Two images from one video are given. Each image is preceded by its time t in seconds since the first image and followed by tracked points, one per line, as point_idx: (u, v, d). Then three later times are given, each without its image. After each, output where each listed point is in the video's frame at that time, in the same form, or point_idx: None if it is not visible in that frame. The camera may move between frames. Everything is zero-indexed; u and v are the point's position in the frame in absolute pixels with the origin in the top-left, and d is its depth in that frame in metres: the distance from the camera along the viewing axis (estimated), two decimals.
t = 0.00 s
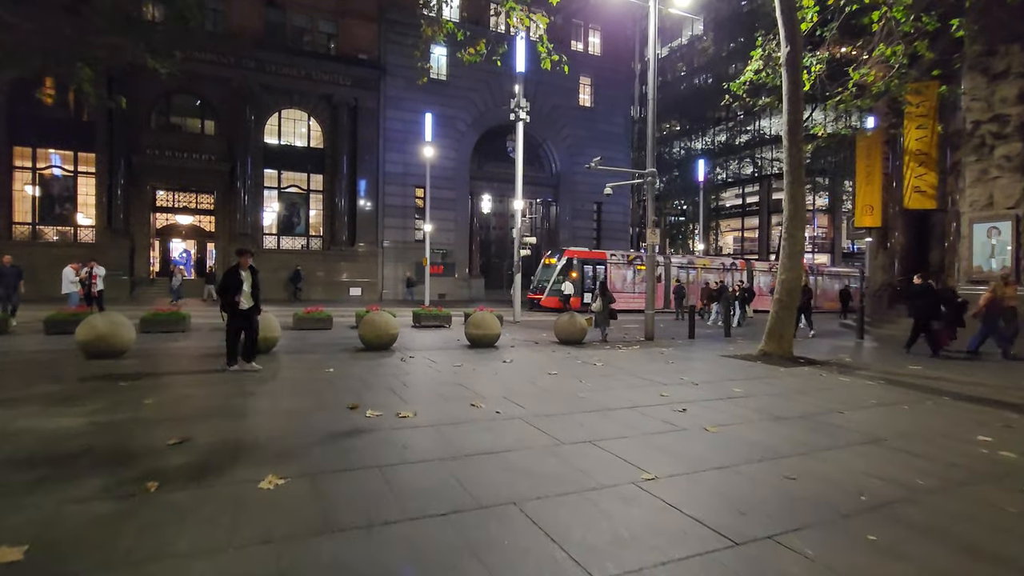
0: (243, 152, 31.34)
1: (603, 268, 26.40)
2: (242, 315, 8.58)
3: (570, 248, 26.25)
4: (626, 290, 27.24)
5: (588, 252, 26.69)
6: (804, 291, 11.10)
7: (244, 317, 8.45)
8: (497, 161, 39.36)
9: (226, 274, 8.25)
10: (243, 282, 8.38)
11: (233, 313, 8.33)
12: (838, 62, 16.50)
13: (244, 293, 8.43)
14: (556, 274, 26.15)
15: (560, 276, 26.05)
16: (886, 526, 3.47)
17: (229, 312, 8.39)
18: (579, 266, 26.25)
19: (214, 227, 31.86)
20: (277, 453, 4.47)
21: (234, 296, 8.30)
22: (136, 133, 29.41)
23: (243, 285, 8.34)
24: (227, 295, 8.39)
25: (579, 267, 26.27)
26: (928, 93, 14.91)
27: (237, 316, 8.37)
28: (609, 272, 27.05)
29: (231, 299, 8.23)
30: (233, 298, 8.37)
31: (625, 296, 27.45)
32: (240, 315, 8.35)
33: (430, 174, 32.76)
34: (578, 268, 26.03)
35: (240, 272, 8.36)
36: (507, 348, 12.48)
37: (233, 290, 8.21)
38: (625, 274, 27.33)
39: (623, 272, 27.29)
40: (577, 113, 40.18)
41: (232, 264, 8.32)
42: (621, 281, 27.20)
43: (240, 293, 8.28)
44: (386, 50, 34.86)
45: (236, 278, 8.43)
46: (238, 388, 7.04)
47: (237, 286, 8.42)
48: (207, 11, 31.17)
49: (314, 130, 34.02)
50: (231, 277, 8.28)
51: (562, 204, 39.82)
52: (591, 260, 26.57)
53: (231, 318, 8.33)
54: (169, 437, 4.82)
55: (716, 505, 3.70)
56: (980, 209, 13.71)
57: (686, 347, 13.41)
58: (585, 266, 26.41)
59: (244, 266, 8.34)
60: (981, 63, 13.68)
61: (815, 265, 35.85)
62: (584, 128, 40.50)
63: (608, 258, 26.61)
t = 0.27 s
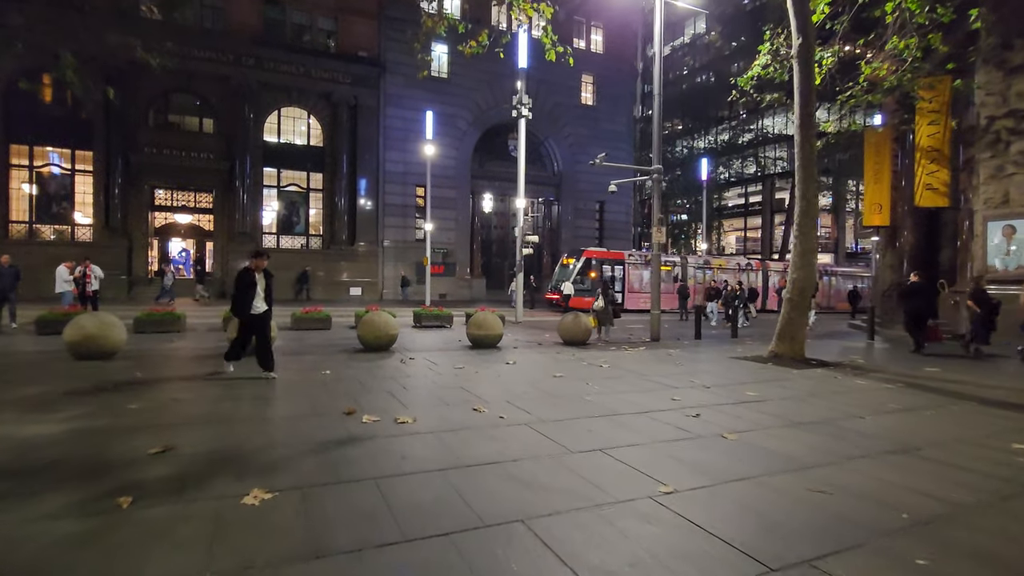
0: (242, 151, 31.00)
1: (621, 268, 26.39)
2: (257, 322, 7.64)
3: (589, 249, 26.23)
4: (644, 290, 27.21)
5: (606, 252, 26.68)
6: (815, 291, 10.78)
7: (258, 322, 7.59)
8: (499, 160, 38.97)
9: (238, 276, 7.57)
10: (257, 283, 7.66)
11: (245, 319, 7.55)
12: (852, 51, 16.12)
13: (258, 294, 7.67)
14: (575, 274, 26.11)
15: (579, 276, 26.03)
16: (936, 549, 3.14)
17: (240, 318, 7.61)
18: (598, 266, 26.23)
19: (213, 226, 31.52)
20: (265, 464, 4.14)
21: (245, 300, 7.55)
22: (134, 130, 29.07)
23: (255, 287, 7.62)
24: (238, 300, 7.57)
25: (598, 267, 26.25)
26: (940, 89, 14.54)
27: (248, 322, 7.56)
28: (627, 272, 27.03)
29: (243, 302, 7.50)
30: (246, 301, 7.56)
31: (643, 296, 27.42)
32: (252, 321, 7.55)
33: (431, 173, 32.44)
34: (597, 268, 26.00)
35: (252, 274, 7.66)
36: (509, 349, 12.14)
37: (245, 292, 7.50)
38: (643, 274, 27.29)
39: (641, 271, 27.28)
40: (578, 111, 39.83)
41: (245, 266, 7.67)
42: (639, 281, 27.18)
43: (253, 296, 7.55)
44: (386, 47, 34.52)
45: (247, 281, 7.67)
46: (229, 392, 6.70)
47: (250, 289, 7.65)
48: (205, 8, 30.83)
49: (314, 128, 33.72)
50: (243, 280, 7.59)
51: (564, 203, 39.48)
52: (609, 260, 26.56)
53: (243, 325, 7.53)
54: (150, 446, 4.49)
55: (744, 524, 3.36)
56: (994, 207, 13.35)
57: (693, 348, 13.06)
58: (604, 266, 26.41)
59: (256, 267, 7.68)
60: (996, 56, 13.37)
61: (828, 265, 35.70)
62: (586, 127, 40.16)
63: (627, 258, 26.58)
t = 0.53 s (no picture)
0: (245, 150, 30.78)
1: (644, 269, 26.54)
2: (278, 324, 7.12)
3: (612, 251, 26.33)
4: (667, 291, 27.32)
5: (628, 253, 26.79)
6: (835, 292, 10.39)
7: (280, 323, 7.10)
8: (503, 159, 38.64)
9: (258, 273, 7.08)
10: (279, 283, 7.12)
11: (266, 318, 7.02)
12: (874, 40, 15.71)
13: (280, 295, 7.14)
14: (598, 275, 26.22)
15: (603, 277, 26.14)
16: None
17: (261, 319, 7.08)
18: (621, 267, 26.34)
19: (217, 226, 31.27)
20: (264, 481, 3.84)
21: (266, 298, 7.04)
22: (137, 129, 28.85)
23: (277, 285, 7.13)
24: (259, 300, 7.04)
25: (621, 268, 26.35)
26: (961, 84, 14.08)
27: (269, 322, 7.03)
28: (649, 273, 27.20)
29: (265, 299, 6.99)
30: (268, 301, 7.04)
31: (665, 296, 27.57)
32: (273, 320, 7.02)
33: (435, 172, 32.19)
34: (621, 270, 26.12)
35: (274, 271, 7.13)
36: (517, 351, 11.82)
37: (267, 289, 7.02)
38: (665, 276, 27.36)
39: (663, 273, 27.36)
40: (584, 110, 39.48)
41: (267, 262, 7.19)
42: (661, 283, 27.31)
43: (275, 293, 7.06)
44: (389, 45, 34.23)
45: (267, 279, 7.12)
46: (228, 398, 6.40)
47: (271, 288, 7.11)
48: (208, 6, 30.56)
49: (317, 127, 33.45)
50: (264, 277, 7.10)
51: (569, 202, 39.14)
52: (632, 261, 26.69)
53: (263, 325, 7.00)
54: (141, 460, 4.18)
55: (791, 556, 3.04)
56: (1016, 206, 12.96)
57: (706, 351, 12.71)
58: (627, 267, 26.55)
59: (279, 264, 7.20)
60: (1017, 50, 12.89)
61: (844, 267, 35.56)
62: (591, 125, 39.79)
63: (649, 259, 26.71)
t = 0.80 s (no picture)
0: (254, 150, 30.68)
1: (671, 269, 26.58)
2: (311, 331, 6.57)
3: (640, 251, 26.41)
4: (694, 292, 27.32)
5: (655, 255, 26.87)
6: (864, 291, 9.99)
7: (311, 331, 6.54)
8: (513, 158, 38.31)
9: (292, 276, 6.54)
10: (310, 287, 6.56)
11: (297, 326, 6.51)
12: (902, 31, 15.24)
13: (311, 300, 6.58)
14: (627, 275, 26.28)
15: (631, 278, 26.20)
16: None
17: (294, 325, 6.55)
18: (649, 267, 26.40)
19: (226, 225, 31.17)
20: (274, 497, 3.55)
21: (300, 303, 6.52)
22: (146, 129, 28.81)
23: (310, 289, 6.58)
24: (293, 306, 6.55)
25: (649, 268, 26.42)
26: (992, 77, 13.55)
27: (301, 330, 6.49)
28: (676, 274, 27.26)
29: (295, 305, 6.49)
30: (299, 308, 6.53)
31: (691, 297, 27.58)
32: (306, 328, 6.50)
33: (445, 171, 31.96)
34: (649, 270, 26.22)
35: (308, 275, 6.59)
36: (532, 352, 11.50)
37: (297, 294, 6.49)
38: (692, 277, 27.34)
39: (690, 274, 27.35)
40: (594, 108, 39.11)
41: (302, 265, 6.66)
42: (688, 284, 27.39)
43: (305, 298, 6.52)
44: (398, 44, 34.05)
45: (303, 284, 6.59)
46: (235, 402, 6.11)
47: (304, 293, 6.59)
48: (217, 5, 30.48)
49: (326, 127, 33.30)
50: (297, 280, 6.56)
51: (579, 201, 38.78)
52: (660, 262, 26.75)
53: (296, 333, 6.48)
54: (141, 472, 3.90)
55: None
56: None
57: (725, 353, 12.33)
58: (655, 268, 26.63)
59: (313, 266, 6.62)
60: None
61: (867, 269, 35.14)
62: (601, 124, 39.42)
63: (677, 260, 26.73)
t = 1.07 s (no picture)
0: (268, 150, 30.66)
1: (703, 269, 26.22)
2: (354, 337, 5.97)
3: (672, 251, 26.07)
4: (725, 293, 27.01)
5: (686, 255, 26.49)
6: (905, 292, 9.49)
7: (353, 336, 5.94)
8: (527, 157, 37.91)
9: (337, 275, 5.98)
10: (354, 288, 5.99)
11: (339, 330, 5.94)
12: (937, 20, 14.57)
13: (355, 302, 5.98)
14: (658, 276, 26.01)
15: (663, 279, 25.95)
16: None
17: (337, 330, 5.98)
18: (681, 268, 26.12)
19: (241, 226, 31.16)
20: (290, 520, 3.23)
21: (344, 305, 5.95)
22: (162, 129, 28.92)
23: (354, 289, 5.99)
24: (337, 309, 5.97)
25: (681, 268, 26.13)
26: None
27: (345, 334, 5.92)
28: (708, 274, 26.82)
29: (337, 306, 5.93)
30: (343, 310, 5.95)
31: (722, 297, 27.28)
32: (349, 333, 5.92)
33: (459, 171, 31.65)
34: (681, 270, 25.94)
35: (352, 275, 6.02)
36: (552, 356, 11.14)
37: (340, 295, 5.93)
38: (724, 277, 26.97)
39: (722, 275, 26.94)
40: (609, 106, 38.59)
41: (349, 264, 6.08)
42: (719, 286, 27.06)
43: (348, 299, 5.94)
44: (412, 43, 33.87)
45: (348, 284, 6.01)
46: (248, 410, 5.84)
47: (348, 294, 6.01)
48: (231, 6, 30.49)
49: (340, 127, 33.21)
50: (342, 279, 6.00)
51: (594, 201, 38.28)
52: (693, 262, 26.39)
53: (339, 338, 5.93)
54: (147, 489, 3.62)
55: None
56: None
57: (752, 356, 11.86)
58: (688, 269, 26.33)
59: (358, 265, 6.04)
60: None
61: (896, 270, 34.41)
62: (617, 123, 38.90)
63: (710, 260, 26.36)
